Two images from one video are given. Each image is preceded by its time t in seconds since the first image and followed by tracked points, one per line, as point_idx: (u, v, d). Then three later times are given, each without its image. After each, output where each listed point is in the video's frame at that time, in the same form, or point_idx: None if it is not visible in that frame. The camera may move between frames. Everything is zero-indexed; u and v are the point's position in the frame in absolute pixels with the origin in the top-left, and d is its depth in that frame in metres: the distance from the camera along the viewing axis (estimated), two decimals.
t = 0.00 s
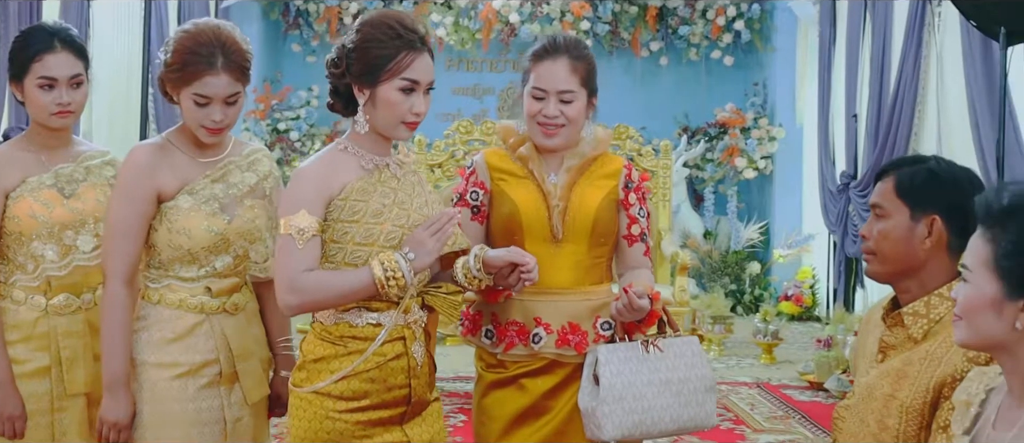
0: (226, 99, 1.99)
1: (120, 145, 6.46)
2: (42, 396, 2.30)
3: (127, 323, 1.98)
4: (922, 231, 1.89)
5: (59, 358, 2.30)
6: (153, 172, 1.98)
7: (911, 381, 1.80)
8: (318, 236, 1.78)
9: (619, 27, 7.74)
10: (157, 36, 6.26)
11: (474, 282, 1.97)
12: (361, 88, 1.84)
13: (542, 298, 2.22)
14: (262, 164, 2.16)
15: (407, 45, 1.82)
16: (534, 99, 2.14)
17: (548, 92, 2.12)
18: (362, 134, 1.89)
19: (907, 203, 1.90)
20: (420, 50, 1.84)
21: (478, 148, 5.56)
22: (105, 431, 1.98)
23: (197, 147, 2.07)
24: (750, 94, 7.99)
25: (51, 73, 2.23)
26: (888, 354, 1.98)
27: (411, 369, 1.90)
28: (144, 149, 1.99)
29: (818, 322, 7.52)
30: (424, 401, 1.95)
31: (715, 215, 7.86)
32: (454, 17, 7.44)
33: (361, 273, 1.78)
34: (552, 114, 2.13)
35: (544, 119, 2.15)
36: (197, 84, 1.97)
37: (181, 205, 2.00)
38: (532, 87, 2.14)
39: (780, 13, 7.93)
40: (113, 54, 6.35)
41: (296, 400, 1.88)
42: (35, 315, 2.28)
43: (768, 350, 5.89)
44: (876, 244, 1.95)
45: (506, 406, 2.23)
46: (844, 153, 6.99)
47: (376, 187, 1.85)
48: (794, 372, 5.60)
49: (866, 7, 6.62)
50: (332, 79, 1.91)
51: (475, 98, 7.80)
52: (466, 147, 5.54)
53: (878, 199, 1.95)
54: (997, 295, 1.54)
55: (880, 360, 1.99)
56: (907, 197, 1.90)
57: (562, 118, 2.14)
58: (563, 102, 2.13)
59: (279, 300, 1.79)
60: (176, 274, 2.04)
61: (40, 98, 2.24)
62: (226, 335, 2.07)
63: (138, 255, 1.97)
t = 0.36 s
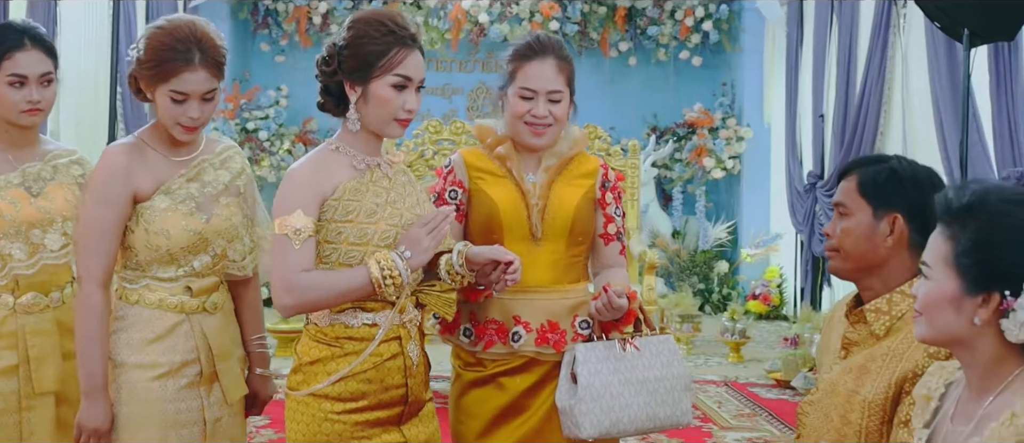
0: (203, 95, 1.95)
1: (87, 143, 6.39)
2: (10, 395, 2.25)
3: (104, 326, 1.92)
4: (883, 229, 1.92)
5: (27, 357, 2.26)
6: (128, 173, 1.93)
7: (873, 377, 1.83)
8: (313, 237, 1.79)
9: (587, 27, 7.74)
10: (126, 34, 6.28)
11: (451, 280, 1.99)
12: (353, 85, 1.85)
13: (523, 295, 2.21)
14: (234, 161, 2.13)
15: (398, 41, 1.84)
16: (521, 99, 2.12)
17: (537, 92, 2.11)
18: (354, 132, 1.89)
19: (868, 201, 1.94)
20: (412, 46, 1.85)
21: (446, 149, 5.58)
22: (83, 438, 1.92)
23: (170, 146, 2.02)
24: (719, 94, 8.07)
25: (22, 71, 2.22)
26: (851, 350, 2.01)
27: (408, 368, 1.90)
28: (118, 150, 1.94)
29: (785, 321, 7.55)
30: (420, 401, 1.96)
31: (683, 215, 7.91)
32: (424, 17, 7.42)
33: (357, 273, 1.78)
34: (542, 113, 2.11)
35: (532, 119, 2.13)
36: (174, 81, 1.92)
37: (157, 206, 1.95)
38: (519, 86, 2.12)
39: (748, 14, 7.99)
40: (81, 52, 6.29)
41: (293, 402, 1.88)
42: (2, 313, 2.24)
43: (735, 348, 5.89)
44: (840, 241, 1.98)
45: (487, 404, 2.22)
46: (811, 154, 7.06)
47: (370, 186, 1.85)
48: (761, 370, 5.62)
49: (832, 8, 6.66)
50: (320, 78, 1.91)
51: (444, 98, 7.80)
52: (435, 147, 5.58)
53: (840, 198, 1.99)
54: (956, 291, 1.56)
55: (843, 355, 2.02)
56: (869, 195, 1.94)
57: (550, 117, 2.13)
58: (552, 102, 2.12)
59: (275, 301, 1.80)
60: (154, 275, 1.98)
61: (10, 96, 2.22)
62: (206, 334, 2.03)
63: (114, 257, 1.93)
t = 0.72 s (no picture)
0: (189, 93, 1.96)
1: (53, 144, 6.26)
2: None
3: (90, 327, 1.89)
4: (844, 227, 1.86)
5: None
6: (112, 172, 1.92)
7: (834, 373, 1.78)
8: (303, 236, 1.80)
9: (557, 28, 7.74)
10: (94, 34, 6.38)
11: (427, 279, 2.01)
12: (338, 85, 1.86)
13: (500, 294, 2.23)
14: (210, 160, 2.12)
15: (384, 40, 1.85)
16: (501, 99, 2.13)
17: (517, 93, 2.12)
18: (339, 131, 1.90)
19: (830, 199, 1.88)
20: (397, 44, 1.87)
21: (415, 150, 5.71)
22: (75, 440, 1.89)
23: (150, 145, 2.02)
24: (687, 95, 8.11)
25: None
26: (813, 347, 1.93)
27: (394, 365, 1.93)
28: (100, 149, 1.93)
29: (753, 320, 7.59)
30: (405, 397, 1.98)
31: (651, 215, 7.94)
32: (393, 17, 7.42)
33: (349, 271, 1.80)
34: (523, 114, 2.13)
35: (512, 120, 2.14)
36: (160, 79, 1.93)
37: (140, 205, 1.95)
38: (498, 87, 2.13)
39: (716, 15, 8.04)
40: (48, 48, 6.18)
41: (280, 401, 1.89)
42: None
43: (702, 347, 5.91)
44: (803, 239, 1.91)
45: (462, 401, 2.24)
46: (778, 153, 7.12)
47: (358, 185, 1.87)
48: (728, 368, 5.64)
49: (800, 10, 6.71)
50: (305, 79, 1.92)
51: (413, 98, 7.79)
52: (405, 147, 5.69)
53: (803, 197, 1.92)
54: (914, 286, 1.43)
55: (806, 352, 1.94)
56: (830, 193, 1.88)
57: (530, 118, 2.15)
58: (532, 102, 2.14)
59: (264, 299, 1.79)
60: (134, 274, 1.98)
61: None
62: (184, 333, 2.04)
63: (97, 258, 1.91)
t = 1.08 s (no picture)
0: (184, 92, 1.96)
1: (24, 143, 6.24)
2: None
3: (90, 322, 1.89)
4: (808, 225, 1.90)
5: None
6: (107, 171, 1.93)
7: (798, 368, 1.82)
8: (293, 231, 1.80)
9: (529, 28, 7.78)
10: (65, 33, 6.31)
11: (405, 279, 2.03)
12: (324, 85, 1.88)
13: (476, 292, 2.22)
14: (196, 162, 2.14)
15: (368, 39, 1.87)
16: (475, 98, 2.15)
17: (492, 92, 2.14)
18: (324, 130, 1.92)
19: (794, 199, 1.91)
20: (381, 42, 1.89)
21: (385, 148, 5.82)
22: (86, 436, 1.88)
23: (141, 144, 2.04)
24: (658, 95, 8.16)
25: None
26: (777, 343, 1.96)
27: (373, 362, 1.96)
28: (95, 147, 1.94)
29: (723, 319, 7.64)
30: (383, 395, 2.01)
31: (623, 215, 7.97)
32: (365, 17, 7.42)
33: (340, 266, 1.81)
34: (497, 113, 2.15)
35: (486, 119, 2.17)
36: (157, 78, 1.93)
37: (132, 204, 1.96)
38: (473, 86, 2.15)
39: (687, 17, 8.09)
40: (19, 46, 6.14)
41: (260, 396, 1.89)
42: None
43: (673, 346, 5.95)
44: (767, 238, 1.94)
45: (434, 399, 2.22)
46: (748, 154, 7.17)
47: (344, 183, 1.89)
48: (698, 367, 5.68)
49: (769, 12, 6.76)
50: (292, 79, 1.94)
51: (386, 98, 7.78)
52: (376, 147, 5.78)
53: (765, 196, 1.95)
54: (875, 284, 1.41)
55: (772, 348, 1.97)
56: (794, 193, 1.91)
57: (504, 117, 2.17)
58: (506, 102, 2.16)
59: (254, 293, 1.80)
60: (123, 273, 1.99)
61: None
62: (171, 331, 2.06)
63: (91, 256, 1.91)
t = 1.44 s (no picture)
0: (181, 91, 1.96)
1: None
2: None
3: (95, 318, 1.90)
4: (774, 223, 1.93)
5: None
6: (103, 167, 1.93)
7: (763, 364, 1.86)
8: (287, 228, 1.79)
9: (504, 29, 7.80)
10: (37, 31, 6.31)
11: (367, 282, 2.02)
12: (312, 82, 1.86)
13: (453, 290, 2.23)
14: (188, 163, 2.15)
15: (359, 39, 1.86)
16: (448, 98, 2.16)
17: (465, 91, 2.16)
18: (313, 128, 1.90)
19: (759, 197, 1.94)
20: (371, 42, 1.88)
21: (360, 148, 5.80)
22: (98, 429, 1.89)
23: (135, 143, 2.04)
24: (633, 96, 8.18)
25: None
26: (743, 339, 1.99)
27: (352, 361, 1.96)
28: (90, 145, 1.93)
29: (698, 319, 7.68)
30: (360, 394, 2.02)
31: (598, 215, 7.99)
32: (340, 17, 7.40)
33: (336, 259, 1.81)
34: (470, 112, 2.17)
35: (459, 118, 2.18)
36: (154, 77, 1.92)
37: (128, 201, 1.96)
38: (446, 85, 2.16)
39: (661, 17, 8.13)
40: None
41: (240, 395, 1.87)
42: None
43: (647, 345, 5.98)
44: (733, 237, 1.97)
45: (409, 393, 2.21)
46: (722, 153, 7.21)
47: (330, 183, 1.88)
48: (671, 366, 5.71)
49: (742, 13, 6.79)
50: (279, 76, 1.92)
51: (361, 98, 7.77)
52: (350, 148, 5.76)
53: (732, 195, 1.98)
54: (835, 279, 1.43)
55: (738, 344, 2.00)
56: (760, 192, 1.94)
57: (477, 117, 2.19)
58: (479, 102, 2.18)
59: (250, 290, 1.77)
60: (119, 270, 1.99)
61: None
62: (168, 328, 2.06)
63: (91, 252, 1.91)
